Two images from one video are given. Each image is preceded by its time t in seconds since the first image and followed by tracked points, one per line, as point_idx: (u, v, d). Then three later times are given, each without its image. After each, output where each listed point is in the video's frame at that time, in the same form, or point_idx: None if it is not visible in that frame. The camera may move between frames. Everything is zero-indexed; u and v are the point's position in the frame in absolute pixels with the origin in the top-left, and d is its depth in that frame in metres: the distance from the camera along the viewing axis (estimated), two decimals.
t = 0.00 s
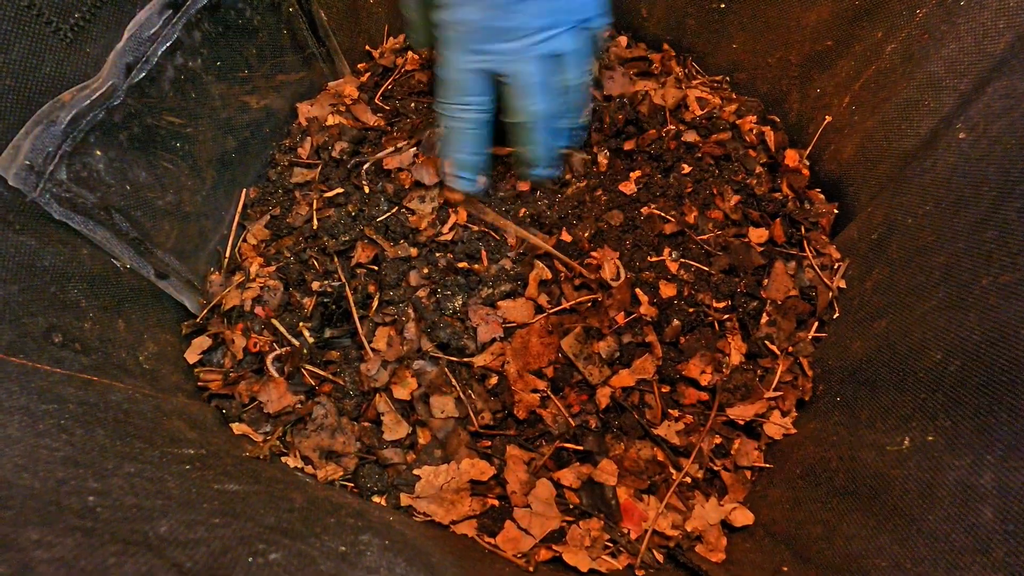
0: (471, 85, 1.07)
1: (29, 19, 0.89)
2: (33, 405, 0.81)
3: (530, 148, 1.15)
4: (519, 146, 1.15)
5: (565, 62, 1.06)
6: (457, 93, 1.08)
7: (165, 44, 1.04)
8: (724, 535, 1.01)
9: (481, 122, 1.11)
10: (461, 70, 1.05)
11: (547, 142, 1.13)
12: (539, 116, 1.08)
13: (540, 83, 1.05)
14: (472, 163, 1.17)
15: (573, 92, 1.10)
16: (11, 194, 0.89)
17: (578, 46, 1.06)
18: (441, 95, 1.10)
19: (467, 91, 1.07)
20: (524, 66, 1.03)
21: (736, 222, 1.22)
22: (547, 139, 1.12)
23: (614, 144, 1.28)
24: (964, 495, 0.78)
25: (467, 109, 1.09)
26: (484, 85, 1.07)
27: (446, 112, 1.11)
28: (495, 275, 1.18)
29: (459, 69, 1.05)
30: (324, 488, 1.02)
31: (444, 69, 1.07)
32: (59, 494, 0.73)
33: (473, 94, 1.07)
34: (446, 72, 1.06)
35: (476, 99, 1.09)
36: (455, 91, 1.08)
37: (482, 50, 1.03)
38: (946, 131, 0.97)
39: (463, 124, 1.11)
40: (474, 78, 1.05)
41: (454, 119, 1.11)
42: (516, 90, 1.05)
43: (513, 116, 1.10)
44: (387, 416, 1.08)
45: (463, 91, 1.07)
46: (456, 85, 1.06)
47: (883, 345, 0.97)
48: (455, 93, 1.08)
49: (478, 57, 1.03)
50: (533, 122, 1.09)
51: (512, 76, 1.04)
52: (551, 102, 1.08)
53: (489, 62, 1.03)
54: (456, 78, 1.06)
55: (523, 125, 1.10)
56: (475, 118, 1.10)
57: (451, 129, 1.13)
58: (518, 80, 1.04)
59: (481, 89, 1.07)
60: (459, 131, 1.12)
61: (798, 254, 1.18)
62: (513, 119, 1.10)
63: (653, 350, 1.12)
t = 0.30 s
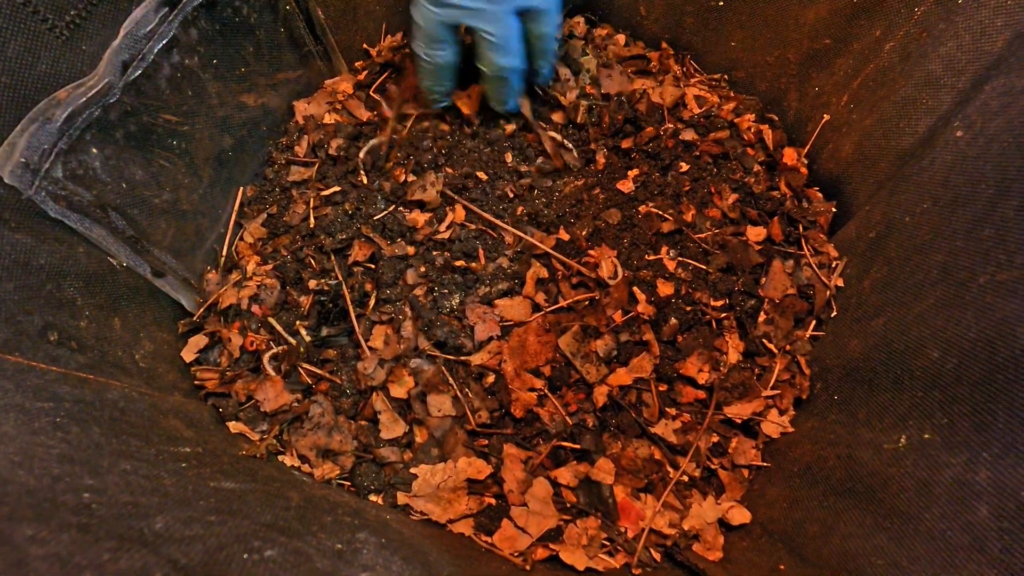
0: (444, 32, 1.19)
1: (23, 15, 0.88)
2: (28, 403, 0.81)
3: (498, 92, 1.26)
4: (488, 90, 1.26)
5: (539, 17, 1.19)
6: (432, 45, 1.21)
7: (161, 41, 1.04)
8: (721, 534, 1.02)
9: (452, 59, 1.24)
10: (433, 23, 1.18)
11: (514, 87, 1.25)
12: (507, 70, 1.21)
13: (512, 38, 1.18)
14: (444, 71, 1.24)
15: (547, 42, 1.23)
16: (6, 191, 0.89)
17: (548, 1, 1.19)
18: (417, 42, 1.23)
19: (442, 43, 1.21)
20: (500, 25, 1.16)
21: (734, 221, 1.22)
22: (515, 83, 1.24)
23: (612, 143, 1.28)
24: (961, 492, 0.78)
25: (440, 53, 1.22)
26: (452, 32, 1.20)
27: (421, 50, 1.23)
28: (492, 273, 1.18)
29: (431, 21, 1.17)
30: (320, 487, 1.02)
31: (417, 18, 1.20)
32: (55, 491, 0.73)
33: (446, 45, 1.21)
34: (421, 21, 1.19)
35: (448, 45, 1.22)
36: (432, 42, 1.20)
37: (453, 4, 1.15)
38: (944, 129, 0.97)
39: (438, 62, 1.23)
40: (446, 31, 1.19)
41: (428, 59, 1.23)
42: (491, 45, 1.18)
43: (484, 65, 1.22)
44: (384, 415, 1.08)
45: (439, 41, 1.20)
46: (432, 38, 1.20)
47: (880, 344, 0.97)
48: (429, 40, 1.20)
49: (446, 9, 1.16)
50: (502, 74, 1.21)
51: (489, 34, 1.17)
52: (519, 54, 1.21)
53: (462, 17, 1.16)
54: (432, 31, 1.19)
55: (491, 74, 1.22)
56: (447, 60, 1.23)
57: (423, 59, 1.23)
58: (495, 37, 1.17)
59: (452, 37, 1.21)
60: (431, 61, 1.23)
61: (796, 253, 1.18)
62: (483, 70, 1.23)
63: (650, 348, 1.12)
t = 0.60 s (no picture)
0: (421, 50, 1.15)
1: (23, 15, 0.88)
2: (29, 405, 0.80)
3: (485, 109, 1.23)
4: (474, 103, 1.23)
5: (512, 29, 1.17)
6: (412, 58, 1.17)
7: (163, 42, 1.04)
8: (724, 536, 1.02)
9: (428, 80, 1.19)
10: (415, 36, 1.14)
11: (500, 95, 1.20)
12: (488, 81, 1.17)
13: (491, 48, 1.15)
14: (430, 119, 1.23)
15: (523, 53, 1.21)
16: (7, 192, 0.88)
17: (522, 14, 1.16)
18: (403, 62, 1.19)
19: (423, 58, 1.17)
20: (474, 38, 1.13)
21: (737, 222, 1.21)
22: (500, 98, 1.21)
23: (614, 143, 1.27)
24: (966, 495, 0.77)
25: (419, 74, 1.18)
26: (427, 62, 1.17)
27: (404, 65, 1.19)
28: (494, 274, 1.18)
29: (411, 34, 1.14)
30: (322, 489, 1.02)
31: (400, 40, 1.17)
32: (55, 494, 0.73)
33: (428, 58, 1.17)
34: (404, 37, 1.15)
35: (431, 63, 1.18)
36: (410, 55, 1.17)
37: (433, 17, 1.12)
38: (948, 129, 0.97)
39: (421, 81, 1.18)
40: (425, 44, 1.15)
41: (405, 71, 1.19)
42: (470, 59, 1.15)
43: (465, 76, 1.18)
44: (386, 417, 1.08)
45: (418, 55, 1.16)
46: (412, 52, 1.16)
47: (884, 345, 0.96)
48: (411, 55, 1.17)
49: (427, 23, 1.13)
50: (482, 85, 1.17)
51: (465, 48, 1.14)
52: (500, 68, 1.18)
53: (444, 31, 1.13)
54: (412, 45, 1.15)
55: (475, 87, 1.19)
56: (432, 78, 1.18)
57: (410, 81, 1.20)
58: (471, 50, 1.14)
59: (434, 52, 1.17)
60: (412, 87, 1.20)
61: (799, 254, 1.18)
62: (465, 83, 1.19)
63: (653, 350, 1.12)
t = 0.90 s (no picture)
0: (463, 82, 1.11)
1: (22, 17, 0.87)
2: (27, 408, 0.80)
3: (456, 139, 1.22)
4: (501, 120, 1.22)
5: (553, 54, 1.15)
6: (453, 87, 1.12)
7: (161, 43, 1.03)
8: (726, 540, 1.01)
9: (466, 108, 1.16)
10: (460, 69, 1.09)
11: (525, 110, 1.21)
12: (527, 105, 1.19)
13: (530, 80, 1.14)
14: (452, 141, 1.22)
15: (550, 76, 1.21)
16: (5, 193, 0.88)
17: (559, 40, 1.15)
18: (438, 88, 1.14)
19: (462, 90, 1.13)
20: (520, 69, 1.10)
21: (739, 223, 1.21)
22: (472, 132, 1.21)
23: (616, 144, 1.27)
24: (968, 498, 0.77)
25: (455, 100, 1.15)
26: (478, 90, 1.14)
27: (443, 97, 1.15)
28: (494, 276, 1.17)
29: (454, 66, 1.09)
30: (322, 492, 1.01)
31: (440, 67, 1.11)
32: (53, 498, 0.72)
33: (468, 88, 1.13)
34: (447, 68, 1.09)
35: (471, 92, 1.14)
36: (449, 84, 1.12)
37: (479, 50, 1.07)
38: (950, 130, 0.96)
39: (463, 114, 1.17)
40: (466, 76, 1.10)
41: (444, 101, 1.15)
42: (512, 87, 1.14)
43: (498, 103, 1.18)
44: (386, 419, 1.07)
45: (459, 86, 1.12)
46: (454, 84, 1.12)
47: (886, 347, 0.96)
48: (451, 85, 1.12)
49: (476, 54, 1.07)
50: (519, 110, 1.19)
51: (510, 77, 1.11)
52: (536, 92, 1.18)
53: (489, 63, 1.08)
54: (455, 78, 1.10)
55: (509, 113, 1.20)
56: (468, 109, 1.16)
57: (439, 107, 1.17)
58: (517, 80, 1.12)
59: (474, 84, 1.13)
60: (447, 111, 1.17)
61: (801, 255, 1.17)
62: (500, 109, 1.19)
63: (654, 352, 1.11)
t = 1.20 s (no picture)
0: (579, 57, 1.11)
1: (19, 14, 0.87)
2: (24, 404, 0.80)
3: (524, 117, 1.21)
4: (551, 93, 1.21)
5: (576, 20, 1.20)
6: (574, 59, 1.10)
7: (158, 39, 1.03)
8: (723, 537, 1.01)
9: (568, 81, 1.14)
10: (587, 35, 1.08)
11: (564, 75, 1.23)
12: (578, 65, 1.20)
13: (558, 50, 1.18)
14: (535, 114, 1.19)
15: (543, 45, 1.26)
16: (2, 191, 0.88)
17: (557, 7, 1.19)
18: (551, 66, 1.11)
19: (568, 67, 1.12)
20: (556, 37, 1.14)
21: (737, 221, 1.20)
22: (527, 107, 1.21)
23: (614, 142, 1.27)
24: (964, 494, 0.77)
25: (566, 75, 1.12)
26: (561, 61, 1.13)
27: (547, 71, 1.12)
28: (492, 274, 1.17)
29: (576, 35, 1.08)
30: (319, 489, 1.01)
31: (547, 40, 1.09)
32: (49, 493, 0.72)
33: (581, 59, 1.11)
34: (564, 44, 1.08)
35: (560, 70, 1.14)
36: (569, 56, 1.10)
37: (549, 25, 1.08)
38: (948, 127, 0.96)
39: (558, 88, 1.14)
40: (583, 45, 1.09)
41: (556, 76, 1.12)
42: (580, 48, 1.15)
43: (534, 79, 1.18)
44: (383, 417, 1.07)
45: (579, 56, 1.10)
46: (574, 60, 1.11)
47: (884, 345, 0.96)
48: (568, 58, 1.10)
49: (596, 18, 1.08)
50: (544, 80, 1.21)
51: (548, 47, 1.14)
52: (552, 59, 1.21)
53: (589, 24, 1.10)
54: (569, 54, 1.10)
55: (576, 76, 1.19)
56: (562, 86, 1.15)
57: (537, 80, 1.13)
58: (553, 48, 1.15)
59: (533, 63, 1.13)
60: (553, 89, 1.13)
61: (799, 253, 1.17)
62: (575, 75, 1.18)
63: (652, 349, 1.11)
